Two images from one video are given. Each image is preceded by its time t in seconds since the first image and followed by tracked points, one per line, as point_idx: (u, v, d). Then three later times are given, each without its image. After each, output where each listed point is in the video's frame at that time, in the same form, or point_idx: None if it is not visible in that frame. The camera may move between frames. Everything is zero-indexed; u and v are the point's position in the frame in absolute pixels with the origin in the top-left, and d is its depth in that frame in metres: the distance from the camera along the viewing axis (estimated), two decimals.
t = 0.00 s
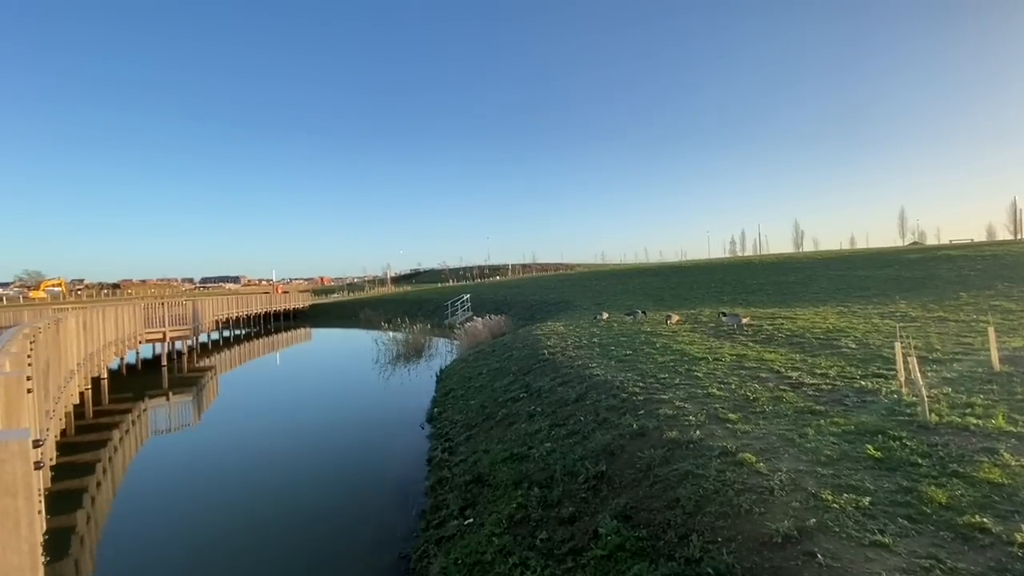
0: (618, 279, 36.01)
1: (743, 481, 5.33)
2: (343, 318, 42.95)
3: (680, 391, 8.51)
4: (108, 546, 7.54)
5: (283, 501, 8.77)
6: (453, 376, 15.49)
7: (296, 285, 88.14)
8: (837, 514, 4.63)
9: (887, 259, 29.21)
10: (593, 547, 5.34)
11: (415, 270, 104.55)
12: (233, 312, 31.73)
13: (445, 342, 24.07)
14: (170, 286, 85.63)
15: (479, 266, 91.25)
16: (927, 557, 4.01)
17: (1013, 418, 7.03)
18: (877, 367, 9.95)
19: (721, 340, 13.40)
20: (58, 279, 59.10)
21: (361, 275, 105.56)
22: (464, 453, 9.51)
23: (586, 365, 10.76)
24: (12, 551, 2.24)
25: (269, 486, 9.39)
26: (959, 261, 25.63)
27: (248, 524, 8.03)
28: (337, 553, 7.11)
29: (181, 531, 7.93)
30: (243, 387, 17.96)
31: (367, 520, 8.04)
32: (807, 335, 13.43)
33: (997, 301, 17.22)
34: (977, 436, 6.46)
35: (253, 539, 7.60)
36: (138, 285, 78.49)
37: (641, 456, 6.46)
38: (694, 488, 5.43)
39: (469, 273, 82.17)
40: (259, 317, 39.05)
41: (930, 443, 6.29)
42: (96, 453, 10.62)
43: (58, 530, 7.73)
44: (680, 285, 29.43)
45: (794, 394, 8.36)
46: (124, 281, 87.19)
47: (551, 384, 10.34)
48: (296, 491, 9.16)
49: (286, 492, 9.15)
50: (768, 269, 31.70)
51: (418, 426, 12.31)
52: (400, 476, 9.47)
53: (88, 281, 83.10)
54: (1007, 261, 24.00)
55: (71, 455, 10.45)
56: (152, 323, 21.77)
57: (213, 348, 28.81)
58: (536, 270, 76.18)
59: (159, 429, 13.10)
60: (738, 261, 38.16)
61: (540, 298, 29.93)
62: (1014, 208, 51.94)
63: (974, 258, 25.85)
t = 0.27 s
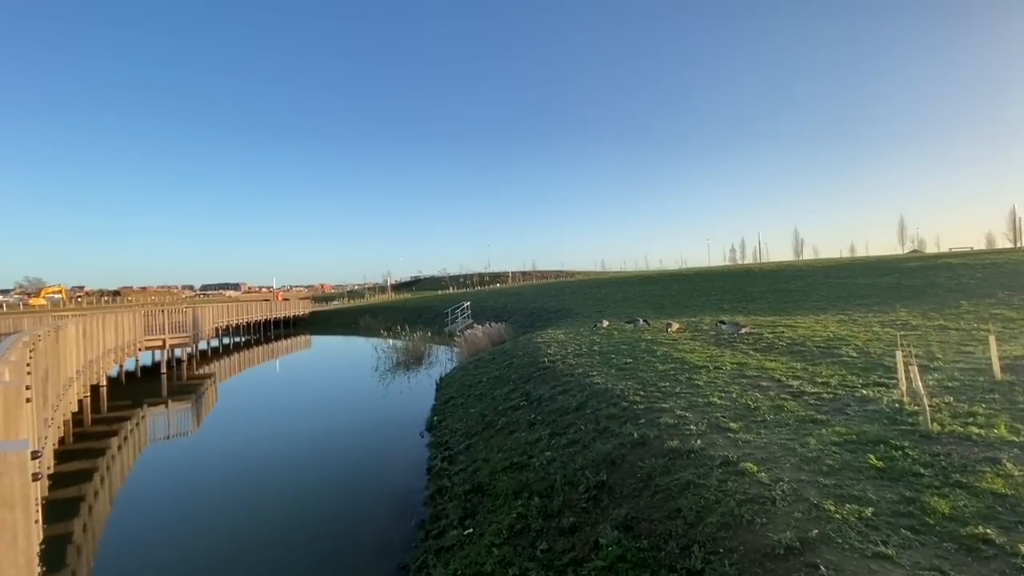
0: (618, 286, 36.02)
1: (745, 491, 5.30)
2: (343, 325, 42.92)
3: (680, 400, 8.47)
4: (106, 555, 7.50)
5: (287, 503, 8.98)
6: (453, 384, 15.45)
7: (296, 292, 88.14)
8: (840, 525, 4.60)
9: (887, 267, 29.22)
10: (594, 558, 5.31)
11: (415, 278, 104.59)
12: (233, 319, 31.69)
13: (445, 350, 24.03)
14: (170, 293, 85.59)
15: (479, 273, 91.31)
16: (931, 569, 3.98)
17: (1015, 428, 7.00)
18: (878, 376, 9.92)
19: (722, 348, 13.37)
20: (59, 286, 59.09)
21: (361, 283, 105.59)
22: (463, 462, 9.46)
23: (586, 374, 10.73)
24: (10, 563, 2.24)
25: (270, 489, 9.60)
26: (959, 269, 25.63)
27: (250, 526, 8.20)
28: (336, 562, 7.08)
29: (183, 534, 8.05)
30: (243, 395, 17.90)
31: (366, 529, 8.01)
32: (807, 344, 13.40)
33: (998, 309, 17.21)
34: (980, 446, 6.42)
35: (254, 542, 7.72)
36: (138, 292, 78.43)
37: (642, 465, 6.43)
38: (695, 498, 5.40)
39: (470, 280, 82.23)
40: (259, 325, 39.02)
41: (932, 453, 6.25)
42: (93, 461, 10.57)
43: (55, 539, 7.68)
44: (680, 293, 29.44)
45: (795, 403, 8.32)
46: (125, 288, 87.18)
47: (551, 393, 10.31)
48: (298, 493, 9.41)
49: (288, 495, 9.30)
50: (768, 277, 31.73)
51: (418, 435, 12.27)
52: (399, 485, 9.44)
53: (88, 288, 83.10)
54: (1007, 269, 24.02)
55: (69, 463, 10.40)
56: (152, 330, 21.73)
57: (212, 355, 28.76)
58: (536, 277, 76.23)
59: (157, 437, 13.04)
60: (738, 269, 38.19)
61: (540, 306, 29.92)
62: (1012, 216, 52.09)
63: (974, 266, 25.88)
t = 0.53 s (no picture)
0: (618, 294, 36.04)
1: (746, 501, 5.26)
2: (342, 333, 42.89)
3: (681, 408, 8.43)
4: (104, 563, 7.46)
5: (290, 507, 9.10)
6: (452, 392, 15.39)
7: (296, 299, 88.13)
8: (843, 536, 4.56)
9: (887, 275, 29.25)
10: (594, 569, 5.26)
11: (415, 285, 104.68)
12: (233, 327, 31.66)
13: (445, 357, 23.98)
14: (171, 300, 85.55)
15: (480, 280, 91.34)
16: None
17: (1018, 437, 6.97)
18: (879, 384, 9.89)
19: (722, 356, 13.34)
20: (59, 293, 59.03)
21: (361, 290, 105.63)
22: (463, 471, 9.41)
23: (586, 382, 10.70)
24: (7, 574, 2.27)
25: (270, 495, 9.64)
26: (959, 278, 25.63)
27: (250, 530, 8.31)
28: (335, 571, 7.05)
29: (184, 539, 8.11)
30: (242, 402, 17.84)
31: (365, 537, 7.97)
32: (808, 352, 13.37)
33: (998, 317, 17.21)
34: (983, 456, 6.38)
35: (254, 546, 7.80)
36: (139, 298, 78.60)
37: (642, 474, 6.40)
38: (696, 508, 5.36)
39: (469, 288, 82.28)
40: (259, 332, 39.00)
41: (935, 463, 6.22)
42: (91, 469, 10.54)
43: (51, 548, 7.63)
44: (680, 301, 29.44)
45: (796, 412, 8.27)
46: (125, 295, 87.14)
47: (551, 401, 10.27)
48: (299, 499, 9.47)
49: (289, 501, 9.38)
50: (768, 285, 31.74)
51: (417, 443, 12.23)
52: (398, 494, 9.39)
53: (89, 295, 83.17)
54: (1006, 277, 24.05)
55: (66, 471, 10.36)
56: (151, 337, 21.67)
57: (211, 363, 28.71)
58: (536, 285, 76.28)
59: (155, 445, 12.98)
60: (738, 277, 38.23)
61: (540, 314, 29.92)
62: (1012, 224, 52.21)
63: (974, 274, 25.88)
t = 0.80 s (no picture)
0: (618, 302, 36.02)
1: (748, 511, 5.22)
2: (342, 340, 42.84)
3: (682, 417, 8.40)
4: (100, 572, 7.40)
5: (290, 515, 9.10)
6: (452, 400, 15.32)
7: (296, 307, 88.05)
8: (845, 547, 4.52)
9: (887, 284, 29.26)
10: None
11: (415, 293, 104.68)
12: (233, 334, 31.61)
13: (445, 365, 23.90)
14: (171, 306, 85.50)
15: (480, 288, 91.31)
16: None
17: (1020, 447, 6.93)
18: (880, 393, 9.85)
19: (722, 365, 13.31)
20: (59, 300, 58.99)
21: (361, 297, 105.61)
22: (463, 479, 9.36)
23: (586, 390, 10.66)
24: None
25: (269, 504, 9.59)
26: (959, 286, 25.59)
27: (250, 535, 8.38)
28: None
29: (182, 548, 8.06)
30: (240, 410, 17.77)
31: (364, 547, 7.93)
32: (808, 361, 13.32)
33: (998, 326, 17.20)
34: (985, 466, 6.34)
35: (253, 552, 7.84)
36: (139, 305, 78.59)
37: (643, 484, 6.36)
38: (697, 519, 5.32)
39: (470, 295, 82.28)
40: (258, 339, 38.95)
41: (937, 473, 6.18)
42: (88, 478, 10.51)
43: (46, 557, 7.59)
44: (680, 309, 29.43)
45: (797, 421, 8.24)
46: (125, 302, 87.07)
47: (551, 409, 10.23)
48: (298, 508, 9.42)
49: (290, 507, 9.43)
50: (768, 293, 31.75)
51: (416, 452, 12.18)
52: (397, 503, 9.34)
53: (89, 301, 83.15)
54: (1006, 286, 24.06)
55: (63, 479, 10.31)
56: (150, 344, 21.60)
57: (210, 370, 28.65)
58: (537, 293, 76.28)
59: (152, 453, 12.92)
60: (738, 285, 38.25)
61: (540, 321, 29.89)
62: (1011, 233, 52.24)
63: (974, 283, 25.87)
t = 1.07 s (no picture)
0: (618, 310, 35.99)
1: (749, 522, 5.18)
2: (342, 347, 42.78)
3: (683, 426, 8.36)
4: None
5: (289, 524, 9.05)
6: (451, 408, 15.23)
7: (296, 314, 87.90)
8: (848, 558, 4.48)
9: (887, 292, 29.26)
10: None
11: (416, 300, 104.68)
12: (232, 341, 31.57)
13: (444, 373, 23.84)
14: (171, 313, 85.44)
15: (480, 296, 91.23)
16: None
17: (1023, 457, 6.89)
18: (881, 403, 9.80)
19: (723, 373, 13.27)
20: (59, 307, 58.89)
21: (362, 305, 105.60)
22: (463, 489, 9.30)
23: (586, 399, 10.62)
24: None
25: (268, 513, 9.54)
26: (960, 295, 25.54)
27: (250, 540, 8.51)
28: None
29: (180, 556, 8.02)
30: (239, 418, 17.70)
31: (363, 556, 7.88)
32: (809, 369, 13.27)
33: (999, 334, 17.17)
34: (988, 476, 6.31)
35: (252, 557, 7.92)
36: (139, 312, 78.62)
37: (644, 494, 6.31)
38: (698, 529, 5.28)
39: (470, 303, 82.26)
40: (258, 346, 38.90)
41: (939, 483, 6.14)
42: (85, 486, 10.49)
43: (42, 567, 7.54)
44: (681, 317, 29.41)
45: (798, 430, 8.21)
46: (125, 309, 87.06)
47: (551, 418, 10.19)
48: (297, 517, 9.37)
49: (290, 512, 9.57)
50: (768, 301, 31.74)
51: (416, 460, 12.12)
52: (396, 513, 9.27)
53: (89, 309, 83.07)
54: (1007, 294, 24.03)
55: (60, 487, 10.26)
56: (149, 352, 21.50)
57: (209, 378, 28.58)
58: (537, 301, 76.26)
59: (150, 461, 12.86)
60: (738, 293, 38.24)
61: (540, 329, 29.85)
62: (1011, 241, 52.26)
63: (974, 291, 25.82)
